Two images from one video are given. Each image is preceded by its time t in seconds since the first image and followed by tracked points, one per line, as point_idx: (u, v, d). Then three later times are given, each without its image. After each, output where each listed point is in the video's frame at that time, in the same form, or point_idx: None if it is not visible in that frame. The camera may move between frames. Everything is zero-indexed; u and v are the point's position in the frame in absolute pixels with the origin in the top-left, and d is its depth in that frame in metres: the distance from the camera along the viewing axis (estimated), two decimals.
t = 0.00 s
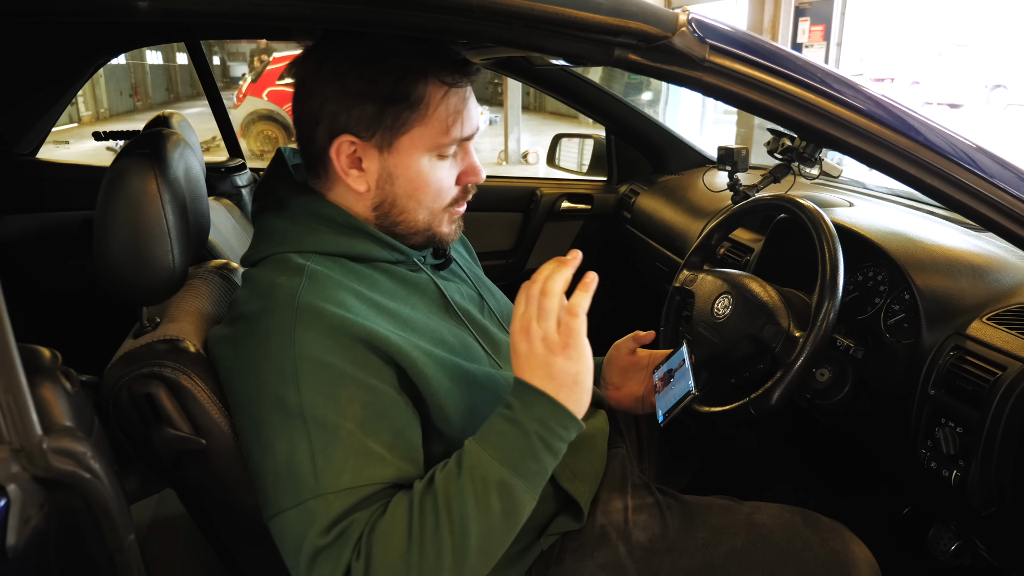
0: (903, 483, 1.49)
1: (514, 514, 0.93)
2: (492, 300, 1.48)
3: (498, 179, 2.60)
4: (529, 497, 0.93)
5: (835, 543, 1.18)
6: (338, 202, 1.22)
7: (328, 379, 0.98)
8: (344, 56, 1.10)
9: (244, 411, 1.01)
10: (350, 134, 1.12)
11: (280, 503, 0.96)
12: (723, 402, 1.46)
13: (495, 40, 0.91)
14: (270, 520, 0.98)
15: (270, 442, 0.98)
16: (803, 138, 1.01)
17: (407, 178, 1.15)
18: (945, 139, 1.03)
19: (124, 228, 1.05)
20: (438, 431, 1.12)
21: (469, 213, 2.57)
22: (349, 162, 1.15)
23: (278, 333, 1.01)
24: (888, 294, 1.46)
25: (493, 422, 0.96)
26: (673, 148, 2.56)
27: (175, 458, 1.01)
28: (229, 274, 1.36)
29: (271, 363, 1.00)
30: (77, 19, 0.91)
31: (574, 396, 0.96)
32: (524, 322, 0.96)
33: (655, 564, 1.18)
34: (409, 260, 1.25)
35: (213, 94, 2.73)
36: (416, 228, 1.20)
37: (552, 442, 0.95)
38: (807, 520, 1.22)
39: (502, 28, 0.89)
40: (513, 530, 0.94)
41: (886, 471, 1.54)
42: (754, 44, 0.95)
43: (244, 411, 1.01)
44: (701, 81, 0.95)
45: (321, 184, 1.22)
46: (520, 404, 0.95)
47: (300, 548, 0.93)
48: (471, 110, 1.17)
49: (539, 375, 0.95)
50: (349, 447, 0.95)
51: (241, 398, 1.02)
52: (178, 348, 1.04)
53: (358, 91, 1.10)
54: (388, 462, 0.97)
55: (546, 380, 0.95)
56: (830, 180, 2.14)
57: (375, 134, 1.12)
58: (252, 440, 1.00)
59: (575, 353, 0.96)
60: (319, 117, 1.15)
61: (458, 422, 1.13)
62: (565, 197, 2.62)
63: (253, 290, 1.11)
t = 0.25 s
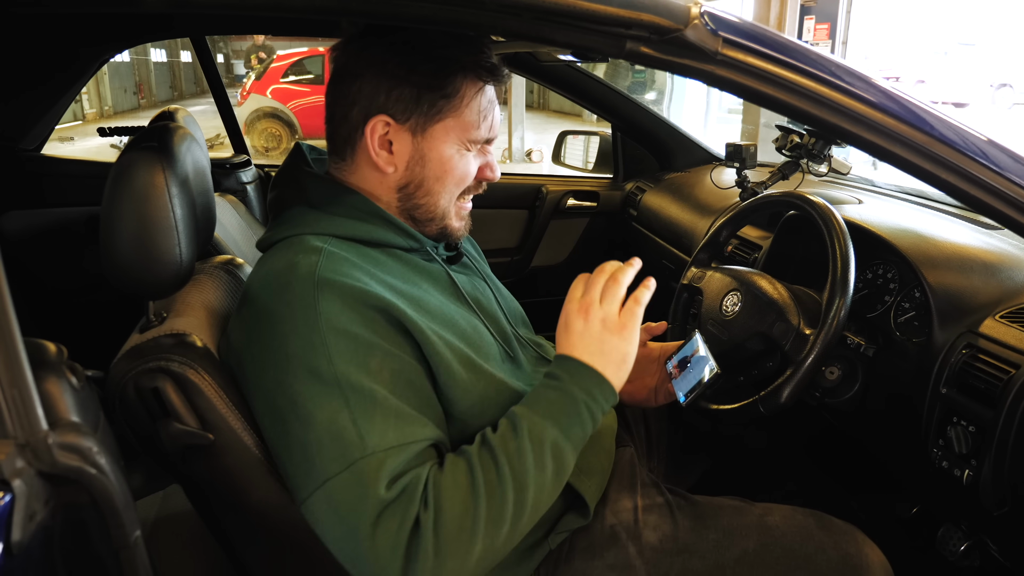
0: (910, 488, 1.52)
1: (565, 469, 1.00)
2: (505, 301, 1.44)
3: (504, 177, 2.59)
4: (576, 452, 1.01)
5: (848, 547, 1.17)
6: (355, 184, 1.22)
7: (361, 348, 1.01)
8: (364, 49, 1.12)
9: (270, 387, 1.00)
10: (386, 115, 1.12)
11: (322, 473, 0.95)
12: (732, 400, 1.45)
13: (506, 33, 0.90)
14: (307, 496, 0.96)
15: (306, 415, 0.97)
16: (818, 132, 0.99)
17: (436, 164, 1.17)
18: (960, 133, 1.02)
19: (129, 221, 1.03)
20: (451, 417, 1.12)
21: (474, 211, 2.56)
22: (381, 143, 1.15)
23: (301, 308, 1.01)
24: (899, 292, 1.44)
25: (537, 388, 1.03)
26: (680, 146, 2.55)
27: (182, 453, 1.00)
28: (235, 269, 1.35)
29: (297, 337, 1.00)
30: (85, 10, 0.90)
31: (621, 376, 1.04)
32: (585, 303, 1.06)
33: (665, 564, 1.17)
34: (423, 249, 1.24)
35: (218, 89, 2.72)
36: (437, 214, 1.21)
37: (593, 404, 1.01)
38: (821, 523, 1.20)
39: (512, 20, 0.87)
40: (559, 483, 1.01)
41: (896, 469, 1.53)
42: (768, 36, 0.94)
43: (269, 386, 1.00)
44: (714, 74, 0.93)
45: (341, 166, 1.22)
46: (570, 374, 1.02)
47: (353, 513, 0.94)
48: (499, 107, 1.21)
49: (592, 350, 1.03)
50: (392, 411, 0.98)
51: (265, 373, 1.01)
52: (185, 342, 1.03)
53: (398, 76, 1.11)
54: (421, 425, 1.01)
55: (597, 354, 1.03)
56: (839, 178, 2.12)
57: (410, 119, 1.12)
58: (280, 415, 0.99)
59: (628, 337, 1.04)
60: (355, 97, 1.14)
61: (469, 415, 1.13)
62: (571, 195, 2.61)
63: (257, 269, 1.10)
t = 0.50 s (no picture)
0: (915, 488, 1.52)
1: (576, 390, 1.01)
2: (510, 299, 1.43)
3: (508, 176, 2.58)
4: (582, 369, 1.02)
5: (860, 551, 1.16)
6: (363, 183, 1.21)
7: (376, 324, 1.02)
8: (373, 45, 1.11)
9: (295, 377, 1.00)
10: (394, 114, 1.11)
11: (368, 450, 0.95)
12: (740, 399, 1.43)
13: (515, 28, 0.88)
14: (356, 478, 0.95)
15: (339, 397, 0.97)
16: (831, 130, 0.98)
17: (446, 165, 1.14)
18: (975, 131, 1.00)
19: (131, 220, 1.02)
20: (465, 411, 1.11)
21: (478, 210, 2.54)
22: (389, 141, 1.13)
23: (312, 296, 1.02)
24: (908, 292, 1.43)
25: (522, 322, 1.03)
26: (685, 144, 2.53)
27: (186, 454, 0.99)
28: (238, 268, 1.33)
29: (313, 323, 1.00)
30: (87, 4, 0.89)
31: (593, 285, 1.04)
32: (535, 229, 1.03)
33: (674, 567, 1.15)
34: (430, 248, 1.22)
35: (221, 87, 2.71)
36: (444, 216, 1.19)
37: (580, 314, 1.02)
38: (832, 527, 1.19)
39: (521, 15, 0.86)
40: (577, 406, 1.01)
41: (906, 470, 1.51)
42: (780, 31, 0.93)
43: (294, 376, 1.00)
44: (726, 70, 0.92)
45: (350, 165, 1.21)
46: (553, 298, 1.02)
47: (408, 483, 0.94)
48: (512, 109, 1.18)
49: (558, 270, 1.02)
50: (420, 378, 0.99)
51: (288, 365, 1.00)
52: (187, 341, 1.02)
53: (408, 75, 1.10)
54: (449, 391, 1.02)
55: (564, 273, 1.02)
56: (846, 177, 2.11)
57: (419, 118, 1.11)
58: (312, 403, 0.98)
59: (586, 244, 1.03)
60: (365, 96, 1.13)
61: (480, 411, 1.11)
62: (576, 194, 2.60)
63: (260, 268, 1.10)
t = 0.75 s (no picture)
0: (924, 489, 1.50)
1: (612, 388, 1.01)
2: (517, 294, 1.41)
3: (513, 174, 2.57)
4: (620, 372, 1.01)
5: (874, 552, 1.14)
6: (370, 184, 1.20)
7: (386, 325, 1.01)
8: (377, 46, 1.10)
9: (305, 378, 0.98)
10: (398, 116, 1.10)
11: (381, 451, 0.94)
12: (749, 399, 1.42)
13: (527, 21, 0.87)
14: (370, 480, 0.94)
15: (351, 399, 0.95)
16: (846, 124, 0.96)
17: (452, 167, 1.14)
18: (992, 125, 0.99)
19: (136, 215, 1.01)
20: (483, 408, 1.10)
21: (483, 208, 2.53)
22: (394, 144, 1.13)
23: (320, 299, 1.00)
24: (919, 291, 1.42)
25: (560, 318, 1.03)
26: (691, 143, 2.52)
27: (192, 453, 0.97)
28: (244, 265, 1.32)
29: (323, 324, 0.99)
30: None
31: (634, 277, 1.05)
32: (572, 222, 1.06)
33: (684, 568, 1.14)
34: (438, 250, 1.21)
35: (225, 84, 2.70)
36: (452, 219, 1.19)
37: (621, 315, 1.03)
38: (846, 529, 1.17)
39: (533, 8, 0.85)
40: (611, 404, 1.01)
41: (917, 470, 1.50)
42: (796, 24, 0.91)
43: (304, 378, 0.98)
44: (741, 64, 0.90)
45: (356, 166, 1.21)
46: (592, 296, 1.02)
47: (423, 482, 0.92)
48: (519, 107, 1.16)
49: (598, 265, 1.04)
50: (433, 378, 0.98)
51: (298, 367, 0.99)
52: (193, 339, 1.01)
53: (411, 76, 1.09)
54: (465, 390, 1.01)
55: (603, 263, 1.04)
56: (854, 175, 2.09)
57: (422, 120, 1.10)
58: (323, 404, 0.97)
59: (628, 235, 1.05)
60: (369, 97, 1.12)
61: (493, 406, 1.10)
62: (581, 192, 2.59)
63: (265, 269, 1.08)
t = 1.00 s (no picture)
0: (936, 490, 1.49)
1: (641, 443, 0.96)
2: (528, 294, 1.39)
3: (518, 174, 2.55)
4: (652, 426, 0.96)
5: (888, 547, 1.13)
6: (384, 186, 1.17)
7: (397, 341, 0.97)
8: (399, 45, 1.08)
9: (312, 392, 0.96)
10: (417, 117, 1.07)
11: (381, 474, 0.91)
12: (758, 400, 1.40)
13: (540, 12, 0.86)
14: (369, 500, 0.92)
15: (355, 417, 0.92)
16: (863, 118, 0.95)
17: (466, 172, 1.10)
18: (1009, 118, 0.97)
19: (146, 210, 1.00)
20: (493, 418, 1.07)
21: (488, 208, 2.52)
22: (411, 145, 1.10)
23: (331, 311, 0.97)
24: (931, 290, 1.40)
25: (605, 362, 0.99)
26: (698, 143, 2.50)
27: (199, 451, 0.96)
28: (251, 262, 1.30)
29: (332, 338, 0.96)
30: None
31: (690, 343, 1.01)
32: (650, 266, 1.01)
33: (696, 566, 1.12)
34: (452, 251, 1.19)
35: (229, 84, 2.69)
36: (463, 225, 1.15)
37: (667, 372, 0.98)
38: (858, 522, 1.15)
39: None
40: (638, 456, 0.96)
41: (929, 470, 1.48)
42: (812, 17, 0.90)
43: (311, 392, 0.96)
44: (757, 57, 0.89)
45: (371, 165, 1.17)
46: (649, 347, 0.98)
47: (420, 511, 0.89)
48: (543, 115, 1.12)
49: (662, 319, 0.99)
50: (441, 401, 0.94)
51: (307, 380, 0.96)
52: (200, 336, 0.99)
53: (435, 75, 1.06)
54: (476, 413, 0.97)
55: (669, 321, 0.99)
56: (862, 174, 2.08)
57: (443, 122, 1.07)
58: (327, 422, 0.94)
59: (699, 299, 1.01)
60: (390, 96, 1.09)
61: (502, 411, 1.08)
62: (586, 193, 2.58)
63: (280, 272, 1.06)
